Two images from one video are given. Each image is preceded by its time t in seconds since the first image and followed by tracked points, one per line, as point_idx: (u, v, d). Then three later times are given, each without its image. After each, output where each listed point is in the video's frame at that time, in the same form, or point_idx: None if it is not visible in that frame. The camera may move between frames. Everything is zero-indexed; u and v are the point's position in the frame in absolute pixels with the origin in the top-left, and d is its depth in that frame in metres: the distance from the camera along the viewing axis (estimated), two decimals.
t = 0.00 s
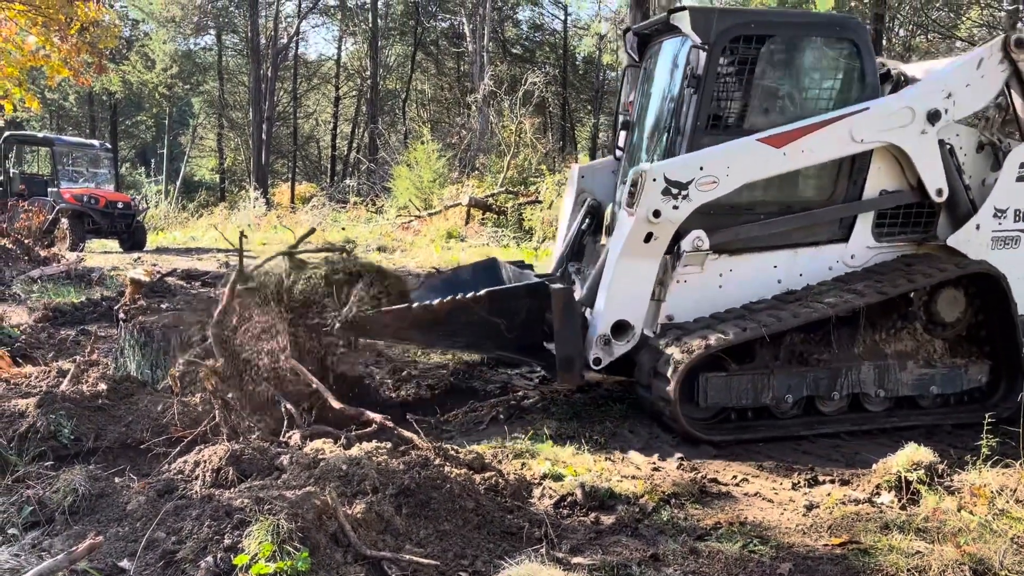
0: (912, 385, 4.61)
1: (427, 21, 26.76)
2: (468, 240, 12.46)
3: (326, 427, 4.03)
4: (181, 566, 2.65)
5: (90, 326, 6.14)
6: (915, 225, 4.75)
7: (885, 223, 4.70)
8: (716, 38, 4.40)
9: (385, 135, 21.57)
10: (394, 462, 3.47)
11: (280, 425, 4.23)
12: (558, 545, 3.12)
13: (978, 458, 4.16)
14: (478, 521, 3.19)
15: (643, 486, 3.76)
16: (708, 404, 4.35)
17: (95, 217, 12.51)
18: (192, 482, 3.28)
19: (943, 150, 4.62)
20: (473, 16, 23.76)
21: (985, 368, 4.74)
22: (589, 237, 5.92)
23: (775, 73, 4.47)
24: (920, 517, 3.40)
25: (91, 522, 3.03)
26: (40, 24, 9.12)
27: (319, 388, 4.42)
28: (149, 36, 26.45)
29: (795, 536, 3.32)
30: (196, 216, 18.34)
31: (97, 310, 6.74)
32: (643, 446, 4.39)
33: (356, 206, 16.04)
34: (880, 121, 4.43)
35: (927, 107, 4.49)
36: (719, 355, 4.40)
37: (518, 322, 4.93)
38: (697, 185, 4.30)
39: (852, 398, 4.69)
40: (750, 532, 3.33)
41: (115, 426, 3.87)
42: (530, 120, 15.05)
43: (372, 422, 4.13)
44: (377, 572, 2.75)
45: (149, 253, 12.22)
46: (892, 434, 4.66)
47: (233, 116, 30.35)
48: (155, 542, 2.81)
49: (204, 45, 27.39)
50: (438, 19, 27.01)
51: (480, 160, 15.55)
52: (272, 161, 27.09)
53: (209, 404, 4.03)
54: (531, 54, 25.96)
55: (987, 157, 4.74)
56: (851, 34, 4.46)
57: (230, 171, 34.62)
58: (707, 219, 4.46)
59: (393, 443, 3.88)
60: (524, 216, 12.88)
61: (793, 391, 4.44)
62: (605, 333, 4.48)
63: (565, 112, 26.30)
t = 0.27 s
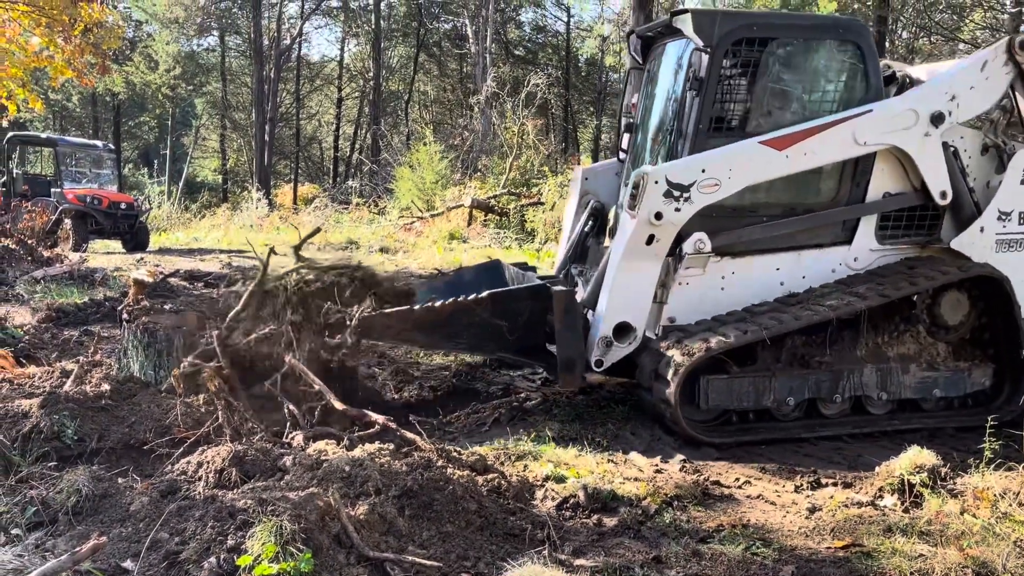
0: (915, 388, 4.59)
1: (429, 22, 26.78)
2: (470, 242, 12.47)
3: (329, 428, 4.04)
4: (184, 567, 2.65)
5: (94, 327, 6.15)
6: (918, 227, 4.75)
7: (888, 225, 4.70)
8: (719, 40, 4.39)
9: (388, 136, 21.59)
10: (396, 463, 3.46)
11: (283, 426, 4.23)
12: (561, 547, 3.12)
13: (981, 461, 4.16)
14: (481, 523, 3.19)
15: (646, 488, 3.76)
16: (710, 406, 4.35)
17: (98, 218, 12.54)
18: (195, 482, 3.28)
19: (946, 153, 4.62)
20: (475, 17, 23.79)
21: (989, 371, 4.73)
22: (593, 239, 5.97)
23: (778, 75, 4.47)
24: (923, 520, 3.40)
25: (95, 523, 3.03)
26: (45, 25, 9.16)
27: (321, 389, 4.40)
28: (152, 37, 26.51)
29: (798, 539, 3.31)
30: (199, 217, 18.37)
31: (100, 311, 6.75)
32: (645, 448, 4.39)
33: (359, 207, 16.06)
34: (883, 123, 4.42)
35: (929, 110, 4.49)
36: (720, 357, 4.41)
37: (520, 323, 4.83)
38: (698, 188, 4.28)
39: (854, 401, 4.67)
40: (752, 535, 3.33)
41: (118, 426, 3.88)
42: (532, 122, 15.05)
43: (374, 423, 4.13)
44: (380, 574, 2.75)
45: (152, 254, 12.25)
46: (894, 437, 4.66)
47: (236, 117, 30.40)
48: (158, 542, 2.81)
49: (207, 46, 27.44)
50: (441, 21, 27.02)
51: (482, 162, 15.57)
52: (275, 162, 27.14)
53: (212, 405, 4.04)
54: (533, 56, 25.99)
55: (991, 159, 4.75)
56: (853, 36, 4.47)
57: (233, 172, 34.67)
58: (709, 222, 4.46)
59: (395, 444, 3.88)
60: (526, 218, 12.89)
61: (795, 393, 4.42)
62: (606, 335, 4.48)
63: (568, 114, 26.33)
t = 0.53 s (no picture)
0: (923, 389, 4.59)
1: (431, 23, 26.75)
2: (471, 242, 12.46)
3: (331, 429, 4.04)
4: (186, 567, 2.65)
5: (96, 327, 6.16)
6: (928, 229, 4.75)
7: (898, 227, 4.70)
8: (728, 41, 4.38)
9: (390, 137, 21.59)
10: (398, 464, 3.46)
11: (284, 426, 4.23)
12: (563, 547, 3.12)
13: (983, 462, 4.15)
14: (483, 523, 3.19)
15: (647, 489, 3.76)
16: (718, 405, 4.36)
17: (100, 218, 12.55)
18: (196, 482, 3.29)
19: (957, 154, 4.60)
20: (477, 18, 23.77)
21: (999, 372, 4.70)
22: (601, 239, 5.96)
23: (787, 76, 4.47)
24: (925, 521, 3.39)
25: (97, 522, 3.03)
26: (47, 25, 9.17)
27: (322, 389, 4.40)
28: (154, 37, 26.54)
29: (799, 540, 3.31)
30: (201, 217, 18.38)
31: (102, 311, 6.76)
32: (646, 448, 4.39)
33: (361, 207, 16.05)
34: (892, 124, 4.40)
35: (940, 111, 4.47)
36: (730, 357, 4.41)
37: (529, 323, 4.76)
38: (707, 188, 4.27)
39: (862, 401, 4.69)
40: (754, 536, 3.33)
41: (120, 426, 3.88)
42: (534, 122, 15.04)
43: (376, 424, 4.13)
44: (381, 574, 2.75)
45: (154, 254, 12.26)
46: (896, 438, 4.65)
47: (238, 117, 30.43)
48: (160, 542, 2.81)
49: (209, 46, 27.45)
50: (443, 21, 26.98)
51: (484, 162, 15.56)
52: (276, 162, 27.16)
53: (214, 405, 4.04)
54: (535, 56, 25.97)
55: (1001, 161, 4.72)
56: (863, 37, 4.47)
57: (235, 173, 34.70)
58: (717, 223, 4.44)
59: (397, 444, 3.88)
60: (528, 218, 12.88)
61: (803, 394, 4.43)
62: (615, 335, 4.47)
63: (569, 114, 26.32)
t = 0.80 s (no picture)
0: (936, 388, 4.59)
1: (433, 22, 26.70)
2: (473, 242, 12.46)
3: (332, 428, 4.04)
4: (188, 566, 2.65)
5: (97, 326, 6.16)
6: (940, 229, 4.75)
7: (910, 226, 4.70)
8: (740, 41, 4.37)
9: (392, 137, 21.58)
10: (400, 463, 3.46)
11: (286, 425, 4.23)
12: (565, 547, 3.11)
13: (986, 462, 4.13)
14: (485, 522, 3.18)
15: (649, 488, 3.75)
16: (730, 405, 4.37)
17: (102, 217, 12.56)
18: (198, 481, 3.29)
19: (969, 153, 4.57)
20: (479, 17, 23.76)
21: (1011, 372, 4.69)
22: (613, 238, 5.95)
23: (801, 75, 4.45)
24: (928, 521, 3.38)
25: (99, 521, 3.03)
26: (49, 24, 9.19)
27: (324, 388, 4.40)
28: (156, 37, 26.54)
29: (802, 539, 3.30)
30: (203, 216, 18.40)
31: (104, 310, 6.77)
32: (648, 447, 4.39)
33: (362, 207, 16.05)
34: (905, 122, 4.38)
35: (953, 110, 4.44)
36: (742, 356, 4.41)
37: (541, 320, 4.80)
38: (720, 187, 4.25)
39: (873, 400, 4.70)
40: (756, 535, 3.32)
41: (122, 425, 3.88)
42: (535, 122, 15.03)
43: (378, 423, 4.12)
44: (383, 573, 2.75)
45: (155, 253, 12.27)
46: (898, 437, 4.64)
47: (239, 117, 30.44)
48: (161, 541, 2.81)
49: (211, 46, 27.45)
50: (445, 21, 26.94)
51: (486, 162, 15.55)
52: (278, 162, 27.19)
53: (216, 404, 4.04)
54: (537, 56, 25.96)
55: (1015, 160, 4.70)
56: (876, 36, 4.46)
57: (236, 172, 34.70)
58: (730, 222, 4.44)
59: (399, 443, 3.88)
60: (529, 218, 12.87)
61: (815, 392, 4.44)
62: (626, 333, 4.49)
63: (571, 114, 26.30)
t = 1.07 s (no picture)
0: (949, 386, 4.58)
1: (434, 21, 26.64)
2: (474, 240, 12.46)
3: (333, 427, 4.04)
4: (189, 564, 2.65)
5: (99, 325, 6.16)
6: (954, 227, 4.74)
7: (924, 224, 4.68)
8: (754, 39, 4.37)
9: (393, 136, 21.56)
10: (401, 462, 3.46)
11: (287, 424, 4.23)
12: (566, 546, 3.12)
13: (988, 460, 4.12)
14: (486, 521, 3.18)
15: (650, 487, 3.75)
16: (743, 403, 4.38)
17: (103, 216, 12.58)
18: (199, 480, 3.29)
19: (983, 152, 4.56)
20: (480, 16, 23.75)
21: None
22: (625, 237, 5.96)
23: (814, 73, 4.45)
24: (929, 520, 3.38)
25: (100, 520, 3.04)
26: (50, 23, 9.20)
27: (326, 387, 4.41)
28: (158, 35, 26.55)
29: (803, 538, 3.30)
30: (204, 215, 18.41)
31: (106, 309, 6.78)
32: (650, 446, 4.38)
33: (363, 205, 16.05)
34: (918, 121, 4.37)
35: (967, 108, 4.43)
36: (754, 354, 4.41)
37: (554, 319, 4.81)
38: (733, 186, 4.25)
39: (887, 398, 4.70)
40: (758, 534, 3.32)
41: (124, 424, 3.88)
42: (537, 120, 15.01)
43: (379, 422, 4.13)
44: (384, 572, 2.75)
45: (157, 252, 12.29)
46: (900, 436, 4.63)
47: (241, 116, 30.46)
48: (163, 540, 2.81)
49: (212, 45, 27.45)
50: (446, 19, 26.88)
51: (487, 160, 15.54)
52: (279, 160, 27.20)
53: (217, 403, 4.04)
54: (538, 54, 25.95)
55: None
56: (890, 34, 4.44)
57: (237, 171, 34.71)
58: (742, 220, 4.44)
59: (400, 442, 3.88)
60: (531, 217, 12.87)
61: (827, 391, 4.44)
62: (639, 331, 4.50)
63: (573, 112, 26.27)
